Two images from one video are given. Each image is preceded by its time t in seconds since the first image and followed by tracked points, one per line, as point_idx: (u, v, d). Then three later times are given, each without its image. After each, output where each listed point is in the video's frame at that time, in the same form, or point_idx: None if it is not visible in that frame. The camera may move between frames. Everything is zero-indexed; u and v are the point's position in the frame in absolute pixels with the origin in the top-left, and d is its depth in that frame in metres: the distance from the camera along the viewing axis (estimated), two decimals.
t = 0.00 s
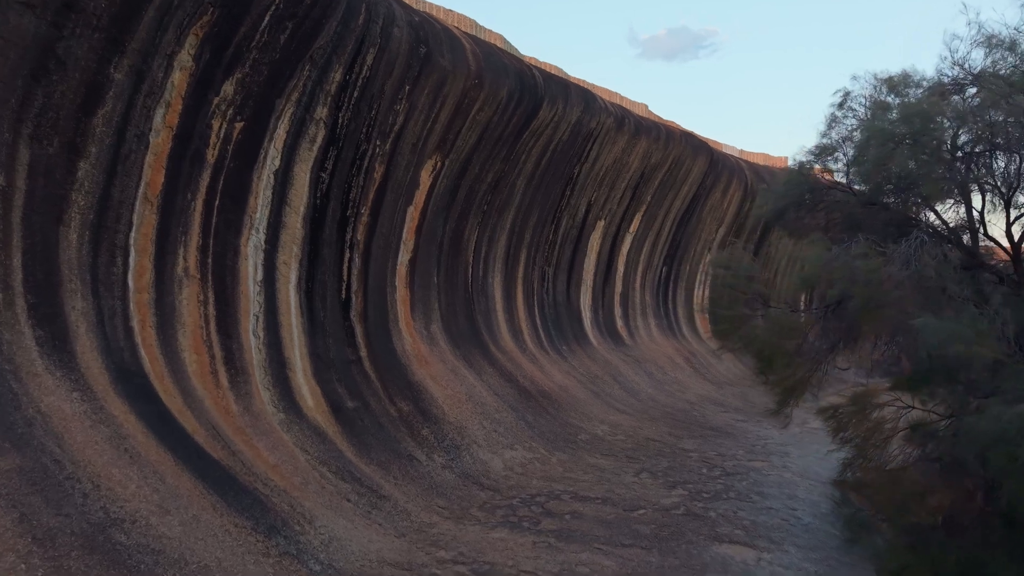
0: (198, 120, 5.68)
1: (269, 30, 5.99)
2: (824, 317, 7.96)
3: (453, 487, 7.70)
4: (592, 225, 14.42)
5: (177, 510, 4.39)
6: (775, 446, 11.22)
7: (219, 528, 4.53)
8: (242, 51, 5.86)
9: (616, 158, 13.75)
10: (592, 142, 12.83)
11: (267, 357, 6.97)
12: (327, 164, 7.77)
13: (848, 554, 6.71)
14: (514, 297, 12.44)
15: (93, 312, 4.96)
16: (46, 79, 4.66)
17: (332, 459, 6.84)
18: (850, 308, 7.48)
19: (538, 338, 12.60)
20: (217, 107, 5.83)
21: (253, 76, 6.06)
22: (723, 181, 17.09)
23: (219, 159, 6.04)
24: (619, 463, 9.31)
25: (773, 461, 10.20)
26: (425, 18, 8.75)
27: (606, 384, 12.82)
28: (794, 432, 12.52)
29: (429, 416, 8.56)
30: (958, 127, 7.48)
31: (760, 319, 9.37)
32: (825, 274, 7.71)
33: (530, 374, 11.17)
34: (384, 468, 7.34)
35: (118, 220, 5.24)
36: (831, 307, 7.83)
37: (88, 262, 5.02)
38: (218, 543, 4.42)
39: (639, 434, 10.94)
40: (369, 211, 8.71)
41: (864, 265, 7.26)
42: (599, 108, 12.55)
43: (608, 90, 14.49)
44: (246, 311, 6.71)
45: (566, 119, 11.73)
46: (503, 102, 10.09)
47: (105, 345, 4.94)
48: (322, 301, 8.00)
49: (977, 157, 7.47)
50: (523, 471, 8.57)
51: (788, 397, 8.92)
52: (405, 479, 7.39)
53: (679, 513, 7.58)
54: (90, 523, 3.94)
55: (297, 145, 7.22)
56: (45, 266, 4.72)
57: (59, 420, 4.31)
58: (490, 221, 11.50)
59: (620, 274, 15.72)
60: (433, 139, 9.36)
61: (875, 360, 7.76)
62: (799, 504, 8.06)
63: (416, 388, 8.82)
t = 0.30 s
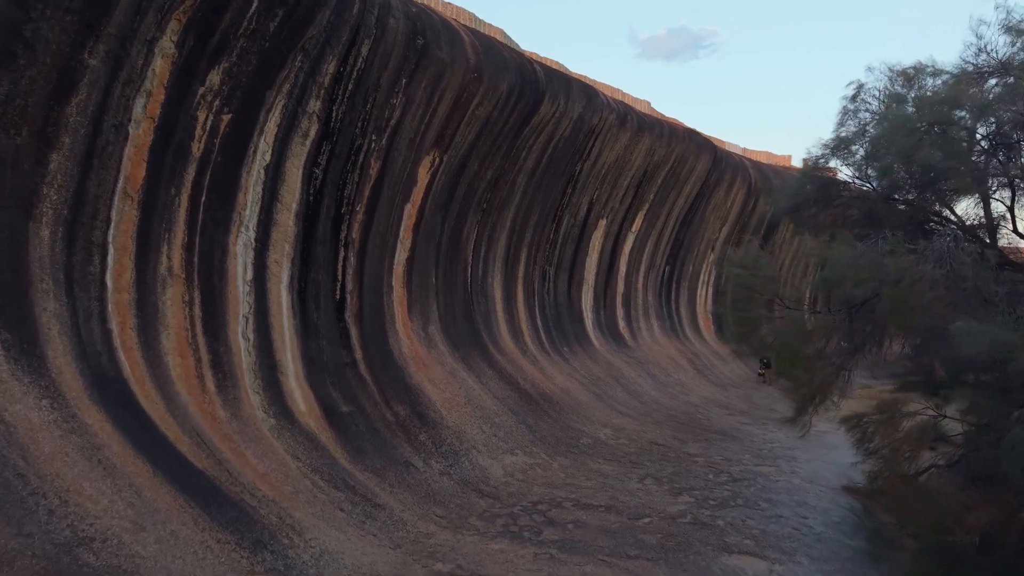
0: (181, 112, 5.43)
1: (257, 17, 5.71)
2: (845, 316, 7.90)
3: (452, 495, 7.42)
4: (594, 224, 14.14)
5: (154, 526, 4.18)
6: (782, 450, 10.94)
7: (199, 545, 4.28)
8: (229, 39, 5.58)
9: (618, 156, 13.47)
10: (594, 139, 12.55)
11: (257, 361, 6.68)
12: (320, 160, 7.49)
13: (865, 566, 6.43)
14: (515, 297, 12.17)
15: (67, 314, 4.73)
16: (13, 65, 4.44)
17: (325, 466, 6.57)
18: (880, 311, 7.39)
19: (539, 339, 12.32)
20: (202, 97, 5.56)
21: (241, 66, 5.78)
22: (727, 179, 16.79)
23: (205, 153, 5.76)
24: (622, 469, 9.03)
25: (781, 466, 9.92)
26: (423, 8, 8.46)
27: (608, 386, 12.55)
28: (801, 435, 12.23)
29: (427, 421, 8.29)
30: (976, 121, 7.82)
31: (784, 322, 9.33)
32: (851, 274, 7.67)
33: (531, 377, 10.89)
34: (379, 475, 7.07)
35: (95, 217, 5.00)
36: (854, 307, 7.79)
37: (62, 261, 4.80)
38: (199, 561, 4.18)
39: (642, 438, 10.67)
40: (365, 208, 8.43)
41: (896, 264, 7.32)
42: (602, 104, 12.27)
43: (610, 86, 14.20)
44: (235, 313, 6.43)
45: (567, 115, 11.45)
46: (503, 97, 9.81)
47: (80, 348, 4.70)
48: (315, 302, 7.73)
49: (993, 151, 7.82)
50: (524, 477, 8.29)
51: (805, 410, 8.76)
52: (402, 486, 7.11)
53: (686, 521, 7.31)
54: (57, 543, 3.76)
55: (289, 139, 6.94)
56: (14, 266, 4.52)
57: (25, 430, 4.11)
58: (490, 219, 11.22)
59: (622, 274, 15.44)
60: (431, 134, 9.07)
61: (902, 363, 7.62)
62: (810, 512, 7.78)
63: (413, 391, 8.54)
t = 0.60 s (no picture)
0: (162, 100, 5.17)
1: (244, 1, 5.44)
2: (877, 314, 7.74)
3: (450, 504, 7.10)
4: (596, 223, 13.83)
5: (125, 546, 3.88)
6: (790, 455, 10.64)
7: (176, 566, 4.02)
8: (213, 23, 5.31)
9: (621, 153, 13.16)
10: (597, 135, 12.25)
11: (246, 366, 6.35)
12: (313, 154, 7.18)
13: None
14: (515, 298, 11.85)
15: (34, 315, 4.43)
16: None
17: (317, 475, 6.26)
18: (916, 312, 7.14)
19: (540, 340, 12.01)
20: (184, 86, 5.28)
21: (226, 53, 5.51)
22: (731, 178, 16.46)
23: (188, 144, 5.47)
24: (627, 475, 8.72)
25: (790, 472, 9.61)
26: None
27: (611, 389, 12.23)
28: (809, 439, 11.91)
29: (425, 426, 7.98)
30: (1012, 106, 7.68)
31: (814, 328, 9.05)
32: (889, 270, 7.60)
33: (532, 380, 10.58)
34: (374, 483, 6.77)
35: (67, 211, 4.73)
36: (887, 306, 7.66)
37: (30, 258, 4.51)
38: None
39: (646, 443, 10.35)
40: (360, 205, 8.12)
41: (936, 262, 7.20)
42: (604, 99, 11.96)
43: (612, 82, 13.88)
44: (222, 313, 6.12)
45: (570, 111, 11.14)
46: (503, 91, 9.51)
47: (48, 352, 4.40)
48: (308, 302, 7.42)
49: None
50: (525, 484, 7.97)
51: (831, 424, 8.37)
52: (398, 495, 6.80)
53: (695, 531, 7.00)
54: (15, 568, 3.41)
55: (279, 132, 6.63)
56: None
57: None
58: (490, 218, 10.91)
59: (625, 274, 15.12)
60: (429, 129, 8.76)
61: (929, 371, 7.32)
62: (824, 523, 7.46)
63: (410, 395, 8.23)
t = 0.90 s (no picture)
0: (142, 87, 4.98)
1: None
2: (916, 317, 7.20)
3: (448, 514, 6.78)
4: (599, 221, 13.52)
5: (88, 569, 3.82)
6: (799, 460, 10.34)
7: None
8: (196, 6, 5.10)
9: (624, 149, 12.86)
10: (600, 131, 11.95)
11: (234, 370, 6.04)
12: (305, 148, 6.88)
13: None
14: (516, 298, 11.55)
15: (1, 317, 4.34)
16: None
17: (309, 485, 5.95)
18: (960, 315, 6.61)
19: (541, 342, 11.71)
20: (165, 73, 5.10)
21: (211, 39, 5.34)
22: (735, 176, 16.16)
23: (171, 135, 5.28)
24: (631, 482, 8.42)
25: (800, 477, 9.31)
26: None
27: (614, 391, 11.93)
28: (818, 443, 11.61)
29: (422, 432, 7.68)
30: None
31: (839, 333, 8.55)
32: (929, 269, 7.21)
33: (534, 383, 10.26)
34: (369, 493, 6.47)
35: (34, 205, 4.58)
36: (928, 308, 7.14)
37: None
38: None
39: (651, 448, 10.05)
40: (355, 202, 7.81)
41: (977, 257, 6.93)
42: (607, 94, 11.66)
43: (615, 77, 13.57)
44: (208, 315, 5.80)
45: (572, 106, 10.84)
46: (503, 85, 9.20)
47: (15, 358, 4.33)
48: (300, 303, 7.13)
49: None
50: (527, 492, 7.65)
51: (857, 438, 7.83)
52: (394, 505, 6.50)
53: (704, 543, 6.70)
54: None
55: (270, 124, 6.33)
56: None
57: None
58: (490, 216, 10.60)
59: (628, 274, 14.80)
60: (426, 123, 8.45)
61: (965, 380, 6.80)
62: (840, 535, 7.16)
63: (407, 399, 7.93)
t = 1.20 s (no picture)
0: (115, 72, 4.79)
1: None
2: (966, 322, 6.80)
3: (446, 525, 6.45)
4: (601, 219, 13.18)
5: None
6: (809, 465, 10.02)
7: None
8: None
9: (627, 145, 12.53)
10: (602, 127, 11.62)
11: (219, 375, 5.72)
12: (296, 141, 6.56)
13: None
14: (517, 298, 11.22)
15: None
16: None
17: (298, 496, 5.63)
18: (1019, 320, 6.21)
19: (543, 343, 11.37)
20: (141, 56, 4.90)
21: (191, 21, 5.11)
22: (740, 173, 15.84)
23: (148, 124, 5.05)
24: (637, 489, 8.10)
25: (811, 484, 8.99)
26: None
27: (618, 394, 11.61)
28: (827, 448, 11.29)
29: (419, 438, 7.35)
30: None
31: (871, 336, 8.21)
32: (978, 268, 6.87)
33: (535, 386, 9.94)
34: (363, 503, 6.14)
35: None
36: (976, 309, 6.87)
37: None
38: None
39: (656, 453, 9.74)
40: (349, 197, 7.48)
41: None
42: (611, 89, 11.34)
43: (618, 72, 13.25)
44: (191, 317, 5.48)
45: (575, 100, 10.52)
46: (504, 77, 8.88)
47: None
48: (291, 304, 6.81)
49: None
50: (528, 500, 7.31)
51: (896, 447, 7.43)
52: (388, 516, 6.17)
53: (714, 555, 6.38)
54: None
55: (258, 116, 6.02)
56: None
57: None
58: (490, 213, 10.27)
59: (631, 273, 14.47)
60: (423, 116, 8.13)
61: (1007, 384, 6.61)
62: (855, 547, 6.84)
63: (403, 403, 7.60)
